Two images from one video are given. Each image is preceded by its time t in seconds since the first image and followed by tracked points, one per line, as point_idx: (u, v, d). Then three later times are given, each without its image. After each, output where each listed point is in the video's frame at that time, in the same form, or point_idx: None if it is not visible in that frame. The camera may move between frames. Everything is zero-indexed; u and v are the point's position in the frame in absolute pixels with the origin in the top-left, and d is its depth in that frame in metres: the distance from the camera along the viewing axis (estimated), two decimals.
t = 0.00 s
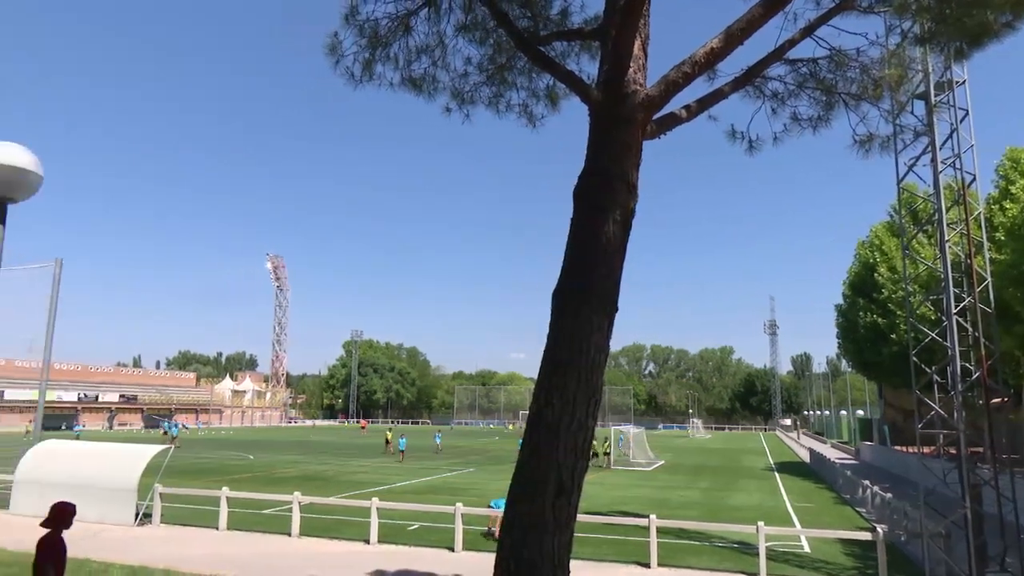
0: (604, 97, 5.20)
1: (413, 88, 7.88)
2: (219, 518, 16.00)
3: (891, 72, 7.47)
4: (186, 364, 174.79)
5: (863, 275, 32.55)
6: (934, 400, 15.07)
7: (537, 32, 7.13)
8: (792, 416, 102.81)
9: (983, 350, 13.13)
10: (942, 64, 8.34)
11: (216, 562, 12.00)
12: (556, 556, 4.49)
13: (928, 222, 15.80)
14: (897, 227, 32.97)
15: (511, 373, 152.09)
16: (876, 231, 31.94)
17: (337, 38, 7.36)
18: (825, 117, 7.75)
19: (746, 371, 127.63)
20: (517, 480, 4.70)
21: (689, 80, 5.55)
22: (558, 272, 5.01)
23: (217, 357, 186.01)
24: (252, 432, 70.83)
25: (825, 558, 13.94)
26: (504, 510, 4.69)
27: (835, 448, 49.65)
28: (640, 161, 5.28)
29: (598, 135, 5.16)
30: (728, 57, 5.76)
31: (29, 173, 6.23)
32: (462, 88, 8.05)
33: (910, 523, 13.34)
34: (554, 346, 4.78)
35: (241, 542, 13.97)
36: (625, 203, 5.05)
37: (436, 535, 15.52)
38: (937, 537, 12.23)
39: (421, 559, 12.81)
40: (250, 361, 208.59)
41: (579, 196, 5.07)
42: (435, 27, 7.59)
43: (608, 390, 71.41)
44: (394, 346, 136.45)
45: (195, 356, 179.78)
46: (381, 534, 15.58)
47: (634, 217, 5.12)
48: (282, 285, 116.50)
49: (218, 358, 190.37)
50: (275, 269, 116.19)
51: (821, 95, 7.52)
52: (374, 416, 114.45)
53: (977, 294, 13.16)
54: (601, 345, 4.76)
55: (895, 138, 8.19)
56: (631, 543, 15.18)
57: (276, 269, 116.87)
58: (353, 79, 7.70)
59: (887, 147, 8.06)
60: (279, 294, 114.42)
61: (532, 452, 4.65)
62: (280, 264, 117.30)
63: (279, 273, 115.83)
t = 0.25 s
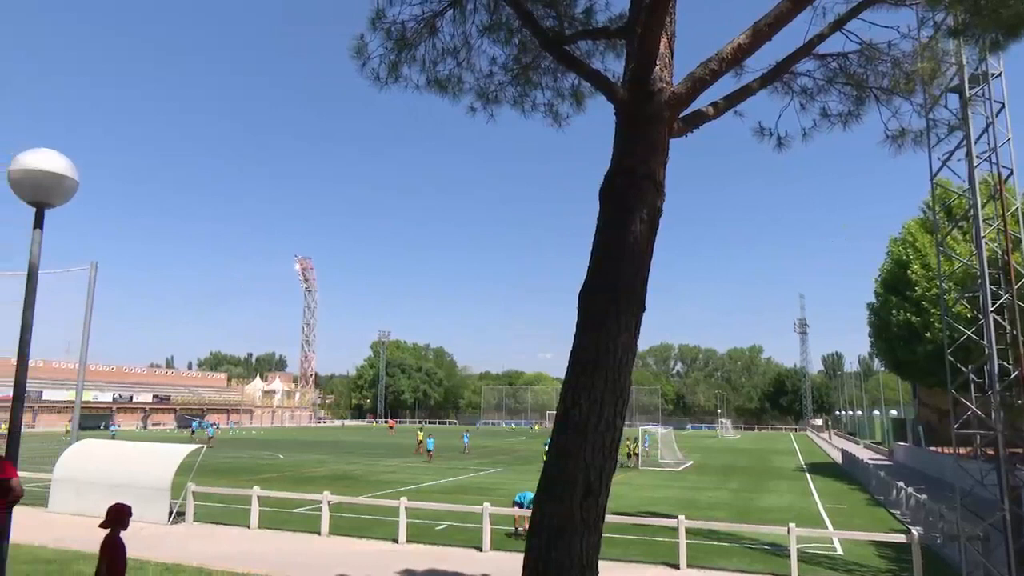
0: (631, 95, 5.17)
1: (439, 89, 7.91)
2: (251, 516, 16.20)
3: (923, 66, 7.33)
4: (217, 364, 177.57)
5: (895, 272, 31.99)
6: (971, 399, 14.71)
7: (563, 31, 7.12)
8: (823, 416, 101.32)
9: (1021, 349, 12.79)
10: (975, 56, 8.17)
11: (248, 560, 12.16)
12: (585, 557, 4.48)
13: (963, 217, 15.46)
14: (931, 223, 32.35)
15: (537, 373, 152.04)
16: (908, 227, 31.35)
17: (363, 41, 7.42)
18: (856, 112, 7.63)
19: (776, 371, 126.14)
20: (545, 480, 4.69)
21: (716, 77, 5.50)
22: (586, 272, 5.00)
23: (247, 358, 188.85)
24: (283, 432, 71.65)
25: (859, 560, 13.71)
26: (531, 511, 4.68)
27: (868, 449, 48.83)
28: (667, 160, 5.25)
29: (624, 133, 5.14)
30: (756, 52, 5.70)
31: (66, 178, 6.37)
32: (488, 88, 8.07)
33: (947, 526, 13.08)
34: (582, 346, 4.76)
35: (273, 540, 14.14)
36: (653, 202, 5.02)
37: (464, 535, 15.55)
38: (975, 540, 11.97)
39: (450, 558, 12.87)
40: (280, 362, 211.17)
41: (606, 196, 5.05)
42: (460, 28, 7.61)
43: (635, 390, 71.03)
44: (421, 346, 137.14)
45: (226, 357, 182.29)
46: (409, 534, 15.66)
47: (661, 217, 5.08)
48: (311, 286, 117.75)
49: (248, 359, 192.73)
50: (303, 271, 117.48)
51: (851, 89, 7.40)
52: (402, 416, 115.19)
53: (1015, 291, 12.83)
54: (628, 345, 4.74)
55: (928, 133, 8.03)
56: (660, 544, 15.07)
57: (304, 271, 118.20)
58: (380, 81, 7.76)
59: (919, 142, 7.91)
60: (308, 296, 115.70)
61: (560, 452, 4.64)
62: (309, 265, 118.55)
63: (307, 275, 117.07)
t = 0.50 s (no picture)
0: (657, 93, 5.13)
1: (464, 90, 7.94)
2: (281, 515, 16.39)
3: (957, 59, 7.17)
4: (247, 365, 180.00)
5: (929, 270, 31.39)
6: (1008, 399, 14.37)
7: (588, 29, 7.09)
8: (855, 416, 99.70)
9: None
10: (1011, 48, 7.97)
11: (278, 559, 12.31)
12: (613, 557, 4.46)
13: (1000, 213, 15.12)
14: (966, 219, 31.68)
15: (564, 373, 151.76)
16: (942, 223, 30.72)
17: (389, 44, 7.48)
18: (887, 107, 7.50)
19: (806, 370, 124.47)
20: (573, 481, 4.68)
21: (743, 73, 5.43)
22: (612, 271, 4.97)
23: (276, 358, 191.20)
24: (311, 432, 72.35)
25: (893, 563, 13.48)
26: (559, 511, 4.68)
27: (902, 449, 47.96)
28: (694, 158, 5.21)
29: (650, 132, 5.10)
30: (783, 49, 5.63)
31: (100, 183, 6.49)
32: (513, 88, 8.07)
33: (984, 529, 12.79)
34: (608, 345, 4.74)
35: (303, 539, 14.29)
36: (680, 201, 4.98)
37: (491, 535, 15.56)
38: (1014, 544, 11.69)
39: (477, 558, 12.90)
40: (308, 362, 213.42)
41: (632, 195, 5.02)
42: (485, 29, 7.63)
43: (663, 390, 70.57)
44: (448, 347, 137.67)
45: (256, 358, 184.55)
46: (437, 533, 15.72)
47: (689, 215, 5.04)
48: (338, 287, 118.85)
49: (277, 360, 194.88)
50: (331, 273, 118.60)
51: (883, 84, 7.27)
52: (429, 416, 115.72)
53: None
54: (655, 345, 4.71)
55: (962, 127, 7.86)
56: (689, 545, 14.95)
57: (332, 272, 119.31)
58: (405, 83, 7.80)
59: (953, 136, 7.74)
60: (336, 297, 116.80)
61: (588, 452, 4.62)
62: (336, 266, 119.57)
63: (335, 276, 118.14)
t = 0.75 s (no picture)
0: (679, 91, 5.10)
1: (485, 91, 7.94)
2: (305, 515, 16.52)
3: (987, 52, 7.03)
4: (271, 365, 181.79)
5: (957, 267, 30.87)
6: None
7: (609, 28, 7.07)
8: (882, 416, 98.27)
9: None
10: None
11: (303, 557, 12.41)
12: (637, 558, 4.44)
13: None
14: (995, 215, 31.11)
15: (586, 373, 151.44)
16: (971, 221, 30.22)
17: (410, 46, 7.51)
18: (913, 102, 7.38)
19: (831, 370, 123.04)
20: (596, 481, 4.67)
21: (767, 70, 5.38)
22: (634, 271, 4.95)
23: (300, 359, 192.95)
24: (335, 432, 72.88)
25: (922, 566, 13.26)
26: (582, 511, 4.66)
27: (931, 450, 47.21)
28: (717, 156, 5.16)
29: (672, 130, 5.06)
30: (807, 45, 5.57)
31: (127, 187, 6.58)
32: (534, 88, 8.06)
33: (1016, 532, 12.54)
34: (631, 345, 4.72)
35: (327, 538, 14.39)
36: (702, 199, 4.94)
37: (514, 535, 15.56)
38: None
39: (500, 558, 12.90)
40: (332, 363, 214.98)
41: (654, 194, 4.99)
42: (505, 30, 7.63)
43: (685, 390, 70.12)
44: (470, 347, 137.99)
45: (280, 358, 186.20)
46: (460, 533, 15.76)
47: (711, 214, 5.00)
48: (361, 288, 119.63)
49: (301, 360, 196.41)
50: (353, 274, 119.38)
51: (909, 79, 7.16)
52: (451, 416, 116.07)
53: None
54: (678, 345, 4.67)
55: (991, 122, 7.70)
56: (713, 546, 14.83)
57: (354, 273, 120.08)
58: (426, 84, 7.83)
59: (982, 131, 7.60)
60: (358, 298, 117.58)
61: (611, 452, 4.61)
62: (358, 267, 120.18)
63: (357, 277, 118.90)
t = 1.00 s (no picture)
0: (699, 89, 5.06)
1: (504, 91, 7.94)
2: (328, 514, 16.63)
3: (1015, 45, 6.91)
4: (293, 366, 183.29)
5: (985, 265, 30.34)
6: None
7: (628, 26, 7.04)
8: (909, 416, 96.88)
9: None
10: None
11: (327, 557, 12.49)
12: (659, 559, 4.41)
13: None
14: None
15: (606, 373, 150.92)
16: (999, 217, 29.69)
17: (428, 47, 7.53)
18: (940, 97, 7.27)
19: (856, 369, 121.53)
20: (618, 480, 4.65)
21: (789, 66, 5.32)
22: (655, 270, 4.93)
23: (322, 359, 194.41)
24: (357, 432, 73.30)
25: (950, 569, 13.05)
26: (604, 511, 4.65)
27: (959, 450, 46.43)
28: (738, 154, 5.12)
29: (692, 129, 5.03)
30: (830, 41, 5.50)
31: (153, 190, 6.68)
32: (554, 89, 8.05)
33: None
34: (652, 344, 4.69)
35: (349, 537, 14.46)
36: (723, 197, 4.91)
37: (535, 535, 15.54)
38: None
39: (522, 558, 12.89)
40: (353, 364, 216.34)
41: (675, 193, 4.96)
42: (524, 30, 7.62)
43: (707, 390, 69.61)
44: (490, 347, 138.10)
45: (302, 359, 187.64)
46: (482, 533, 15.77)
47: (733, 212, 4.96)
48: (382, 289, 120.22)
49: (322, 360, 197.71)
50: (374, 274, 119.96)
51: (935, 73, 7.05)
52: (472, 416, 116.26)
53: None
54: (700, 344, 4.64)
55: (1020, 116, 7.56)
56: (737, 547, 14.71)
57: (375, 274, 120.66)
58: (445, 86, 7.85)
59: (1011, 126, 7.46)
60: (379, 298, 118.17)
61: (633, 452, 4.58)
62: (379, 268, 120.75)
63: (378, 278, 119.47)
